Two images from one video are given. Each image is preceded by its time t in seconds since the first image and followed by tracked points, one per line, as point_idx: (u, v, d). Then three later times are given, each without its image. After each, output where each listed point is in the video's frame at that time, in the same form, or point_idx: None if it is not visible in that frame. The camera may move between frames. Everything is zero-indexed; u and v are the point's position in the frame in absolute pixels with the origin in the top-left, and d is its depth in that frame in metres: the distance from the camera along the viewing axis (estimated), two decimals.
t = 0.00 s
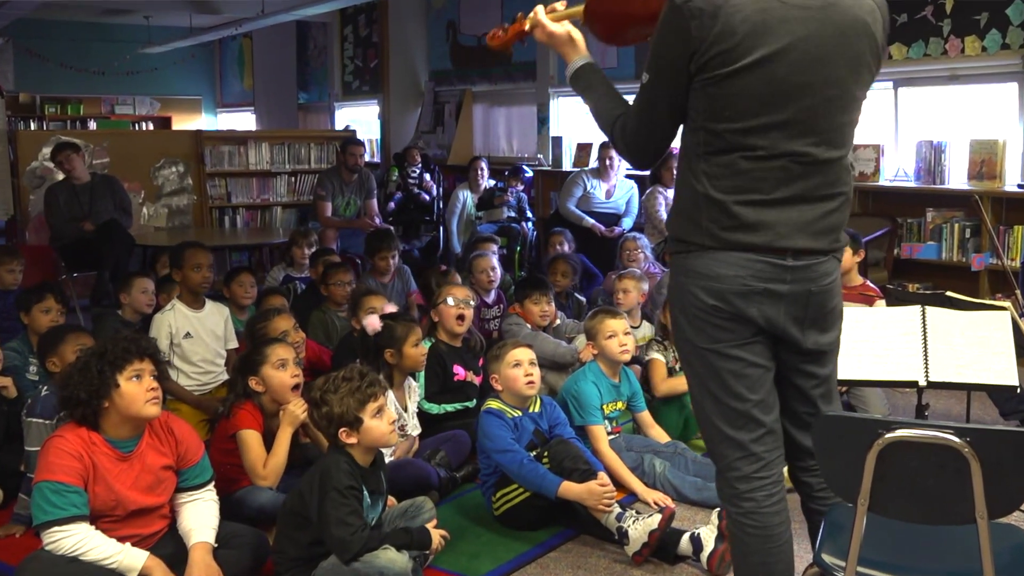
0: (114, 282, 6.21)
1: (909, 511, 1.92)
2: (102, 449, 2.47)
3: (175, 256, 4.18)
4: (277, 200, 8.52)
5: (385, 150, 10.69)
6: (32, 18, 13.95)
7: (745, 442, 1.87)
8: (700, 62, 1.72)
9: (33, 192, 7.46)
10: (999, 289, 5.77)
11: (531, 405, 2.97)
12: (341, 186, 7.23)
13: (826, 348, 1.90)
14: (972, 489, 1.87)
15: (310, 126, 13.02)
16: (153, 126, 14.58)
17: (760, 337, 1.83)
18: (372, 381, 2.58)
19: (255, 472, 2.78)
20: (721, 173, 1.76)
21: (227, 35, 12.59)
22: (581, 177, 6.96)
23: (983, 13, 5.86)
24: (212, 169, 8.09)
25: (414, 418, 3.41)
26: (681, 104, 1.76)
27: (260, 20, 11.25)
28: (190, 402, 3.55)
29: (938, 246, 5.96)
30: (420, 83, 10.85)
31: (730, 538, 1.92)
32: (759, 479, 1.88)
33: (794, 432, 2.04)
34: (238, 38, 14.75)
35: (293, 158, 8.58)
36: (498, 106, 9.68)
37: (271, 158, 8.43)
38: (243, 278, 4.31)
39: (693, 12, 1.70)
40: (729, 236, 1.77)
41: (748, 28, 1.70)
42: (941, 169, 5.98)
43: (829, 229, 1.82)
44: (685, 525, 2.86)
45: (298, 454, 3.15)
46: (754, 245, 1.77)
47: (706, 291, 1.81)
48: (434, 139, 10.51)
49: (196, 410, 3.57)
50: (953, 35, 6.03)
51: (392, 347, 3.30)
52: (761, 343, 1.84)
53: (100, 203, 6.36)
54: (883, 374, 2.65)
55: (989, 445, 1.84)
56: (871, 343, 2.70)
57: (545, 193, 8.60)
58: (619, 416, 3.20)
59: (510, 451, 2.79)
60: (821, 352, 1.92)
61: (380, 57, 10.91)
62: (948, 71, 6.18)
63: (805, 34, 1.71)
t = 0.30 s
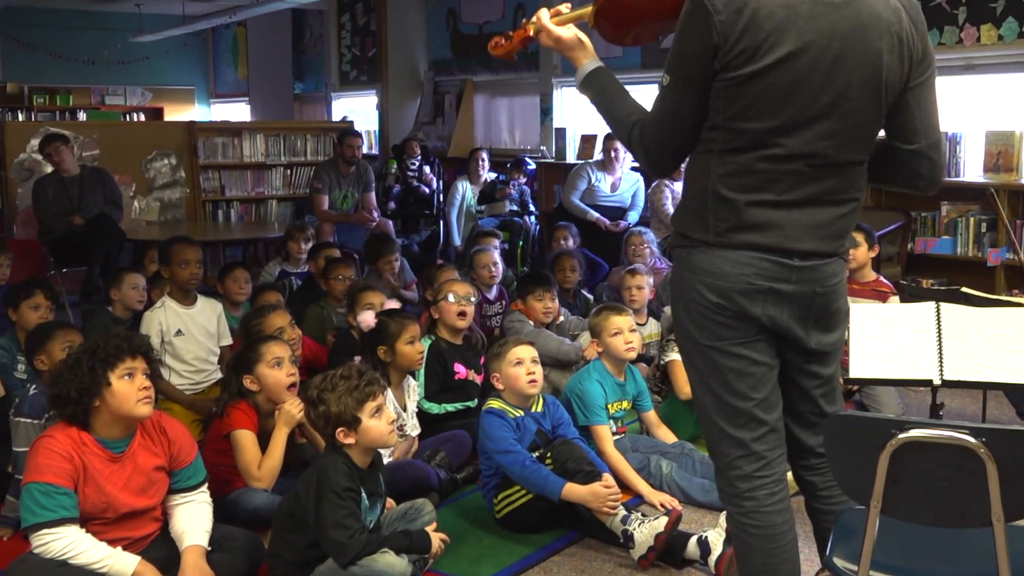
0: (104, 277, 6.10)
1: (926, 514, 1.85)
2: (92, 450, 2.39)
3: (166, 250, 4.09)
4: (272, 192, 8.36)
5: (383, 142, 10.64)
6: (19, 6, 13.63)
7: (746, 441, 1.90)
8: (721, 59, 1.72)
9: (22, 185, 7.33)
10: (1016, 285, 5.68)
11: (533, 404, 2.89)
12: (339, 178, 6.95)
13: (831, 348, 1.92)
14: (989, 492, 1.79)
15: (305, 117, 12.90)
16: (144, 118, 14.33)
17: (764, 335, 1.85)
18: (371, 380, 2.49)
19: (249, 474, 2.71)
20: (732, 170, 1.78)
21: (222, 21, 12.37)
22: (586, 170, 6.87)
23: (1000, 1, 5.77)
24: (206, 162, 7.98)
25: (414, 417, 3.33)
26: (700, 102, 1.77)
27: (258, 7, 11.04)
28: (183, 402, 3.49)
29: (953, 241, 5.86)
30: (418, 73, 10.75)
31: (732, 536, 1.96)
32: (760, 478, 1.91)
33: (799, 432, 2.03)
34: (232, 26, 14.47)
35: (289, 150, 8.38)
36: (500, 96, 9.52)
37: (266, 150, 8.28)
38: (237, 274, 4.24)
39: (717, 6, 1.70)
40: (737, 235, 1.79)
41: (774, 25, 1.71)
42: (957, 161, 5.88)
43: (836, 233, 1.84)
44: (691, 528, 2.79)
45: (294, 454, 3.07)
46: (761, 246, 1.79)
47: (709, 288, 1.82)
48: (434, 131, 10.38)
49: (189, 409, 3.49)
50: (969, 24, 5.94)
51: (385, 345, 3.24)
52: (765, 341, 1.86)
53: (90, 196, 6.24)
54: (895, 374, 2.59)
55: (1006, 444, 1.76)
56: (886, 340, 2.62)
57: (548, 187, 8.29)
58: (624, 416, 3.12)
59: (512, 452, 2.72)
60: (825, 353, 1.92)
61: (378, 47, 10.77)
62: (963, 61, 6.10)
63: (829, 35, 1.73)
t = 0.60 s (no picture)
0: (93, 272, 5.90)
1: (947, 519, 1.77)
2: (83, 451, 2.30)
3: (156, 244, 4.00)
4: (267, 185, 8.18)
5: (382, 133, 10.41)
6: None
7: (760, 442, 1.83)
8: (735, 48, 1.67)
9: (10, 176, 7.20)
10: None
11: (537, 403, 2.82)
12: (336, 169, 6.83)
13: (852, 348, 1.85)
14: (1007, 495, 1.72)
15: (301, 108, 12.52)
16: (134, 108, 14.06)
17: (782, 334, 1.79)
18: (377, 383, 2.42)
19: (244, 475, 2.67)
20: (751, 164, 1.72)
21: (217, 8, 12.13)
22: (591, 161, 6.70)
23: None
24: (199, 153, 7.71)
25: (414, 417, 3.27)
26: (715, 94, 1.72)
27: None
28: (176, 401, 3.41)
29: (969, 235, 5.78)
30: (418, 62, 10.40)
31: (745, 538, 1.88)
32: (774, 480, 1.83)
33: (816, 433, 1.96)
34: (226, 14, 14.15)
35: (284, 142, 8.23)
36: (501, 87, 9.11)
37: (261, 141, 8.08)
38: (234, 272, 4.16)
39: None
40: (755, 230, 1.74)
41: (787, 11, 1.66)
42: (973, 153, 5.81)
43: (858, 227, 1.78)
44: (699, 531, 2.72)
45: (290, 454, 3.00)
46: (780, 241, 1.73)
47: (726, 284, 1.76)
48: (434, 121, 9.97)
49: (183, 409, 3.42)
50: (986, 12, 5.83)
51: (379, 343, 3.19)
52: (784, 341, 1.79)
53: (79, 189, 6.14)
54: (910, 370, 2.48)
55: None
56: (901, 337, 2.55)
57: (552, 179, 8.22)
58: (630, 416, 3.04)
59: (515, 452, 2.64)
60: (847, 352, 1.85)
61: (376, 36, 10.53)
62: (980, 50, 5.99)
63: (843, 18, 1.68)
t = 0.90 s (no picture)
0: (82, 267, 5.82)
1: (964, 523, 1.68)
2: (72, 452, 2.22)
3: (146, 240, 3.91)
4: (261, 177, 8.11)
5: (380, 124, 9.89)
6: None
7: (773, 444, 1.75)
8: (746, 34, 1.60)
9: None
10: None
11: (541, 403, 2.74)
12: (333, 162, 6.59)
13: (870, 348, 1.76)
14: None
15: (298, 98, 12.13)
16: (127, 98, 13.55)
17: (798, 333, 1.70)
18: (392, 403, 2.24)
19: (237, 477, 2.59)
20: (765, 155, 1.64)
21: None
22: (595, 153, 6.55)
23: None
24: (191, 145, 7.60)
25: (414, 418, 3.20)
26: (727, 83, 1.64)
27: None
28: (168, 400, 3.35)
29: (986, 230, 5.75)
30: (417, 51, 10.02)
31: (756, 545, 1.79)
32: (788, 484, 1.75)
33: (830, 435, 1.88)
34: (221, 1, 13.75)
35: (280, 133, 8.09)
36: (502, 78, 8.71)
37: (255, 133, 7.96)
38: (228, 268, 4.10)
39: None
40: (770, 225, 1.65)
41: None
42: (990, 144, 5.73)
43: (878, 221, 1.69)
44: (709, 534, 2.64)
45: (286, 455, 2.92)
46: (796, 236, 1.64)
47: (741, 281, 1.68)
48: (434, 112, 9.57)
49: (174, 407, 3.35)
50: None
51: (376, 340, 3.12)
52: (799, 340, 1.71)
53: (67, 182, 6.03)
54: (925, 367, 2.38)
55: None
56: (915, 335, 2.46)
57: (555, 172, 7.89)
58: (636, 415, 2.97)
59: (518, 452, 2.57)
60: (865, 352, 1.77)
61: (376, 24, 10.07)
62: (998, 38, 5.87)
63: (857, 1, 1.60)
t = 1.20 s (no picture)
0: (70, 260, 5.73)
1: (981, 527, 1.59)
2: (61, 453, 2.15)
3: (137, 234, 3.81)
4: (255, 169, 7.91)
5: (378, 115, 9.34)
6: None
7: (784, 445, 1.67)
8: (756, 20, 1.53)
9: None
10: None
11: (546, 402, 2.67)
12: (329, 153, 6.46)
13: (883, 346, 1.69)
14: None
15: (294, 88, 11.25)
16: (114, 90, 11.91)
17: (810, 332, 1.62)
18: (400, 417, 2.15)
19: (230, 478, 2.54)
20: (777, 146, 1.56)
21: None
22: (600, 144, 6.42)
23: None
24: (182, 135, 7.47)
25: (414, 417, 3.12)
26: (738, 72, 1.56)
27: None
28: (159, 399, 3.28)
29: (1004, 223, 5.69)
30: (416, 38, 9.45)
31: (767, 551, 1.71)
32: (800, 487, 1.67)
33: (843, 436, 1.80)
34: None
35: (274, 123, 7.93)
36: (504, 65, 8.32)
37: (249, 123, 7.80)
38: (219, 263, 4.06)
39: None
40: (781, 218, 1.57)
41: None
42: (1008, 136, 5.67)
43: (894, 214, 1.61)
44: (718, 539, 2.57)
45: (281, 455, 2.85)
46: (809, 230, 1.56)
47: (751, 277, 1.60)
48: (433, 101, 9.13)
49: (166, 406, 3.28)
50: None
51: (375, 338, 3.04)
52: (811, 338, 1.63)
53: (55, 174, 5.91)
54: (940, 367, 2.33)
55: None
56: (931, 331, 2.39)
57: (558, 164, 7.82)
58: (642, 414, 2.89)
59: (521, 451, 2.50)
60: (878, 352, 1.69)
61: (372, 11, 9.51)
62: (1016, 26, 5.75)
63: None
